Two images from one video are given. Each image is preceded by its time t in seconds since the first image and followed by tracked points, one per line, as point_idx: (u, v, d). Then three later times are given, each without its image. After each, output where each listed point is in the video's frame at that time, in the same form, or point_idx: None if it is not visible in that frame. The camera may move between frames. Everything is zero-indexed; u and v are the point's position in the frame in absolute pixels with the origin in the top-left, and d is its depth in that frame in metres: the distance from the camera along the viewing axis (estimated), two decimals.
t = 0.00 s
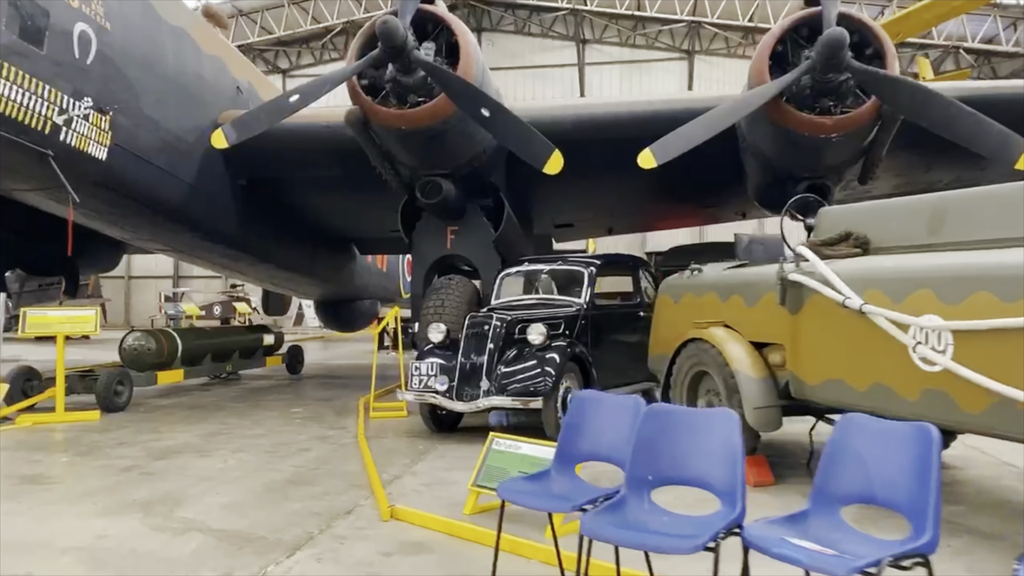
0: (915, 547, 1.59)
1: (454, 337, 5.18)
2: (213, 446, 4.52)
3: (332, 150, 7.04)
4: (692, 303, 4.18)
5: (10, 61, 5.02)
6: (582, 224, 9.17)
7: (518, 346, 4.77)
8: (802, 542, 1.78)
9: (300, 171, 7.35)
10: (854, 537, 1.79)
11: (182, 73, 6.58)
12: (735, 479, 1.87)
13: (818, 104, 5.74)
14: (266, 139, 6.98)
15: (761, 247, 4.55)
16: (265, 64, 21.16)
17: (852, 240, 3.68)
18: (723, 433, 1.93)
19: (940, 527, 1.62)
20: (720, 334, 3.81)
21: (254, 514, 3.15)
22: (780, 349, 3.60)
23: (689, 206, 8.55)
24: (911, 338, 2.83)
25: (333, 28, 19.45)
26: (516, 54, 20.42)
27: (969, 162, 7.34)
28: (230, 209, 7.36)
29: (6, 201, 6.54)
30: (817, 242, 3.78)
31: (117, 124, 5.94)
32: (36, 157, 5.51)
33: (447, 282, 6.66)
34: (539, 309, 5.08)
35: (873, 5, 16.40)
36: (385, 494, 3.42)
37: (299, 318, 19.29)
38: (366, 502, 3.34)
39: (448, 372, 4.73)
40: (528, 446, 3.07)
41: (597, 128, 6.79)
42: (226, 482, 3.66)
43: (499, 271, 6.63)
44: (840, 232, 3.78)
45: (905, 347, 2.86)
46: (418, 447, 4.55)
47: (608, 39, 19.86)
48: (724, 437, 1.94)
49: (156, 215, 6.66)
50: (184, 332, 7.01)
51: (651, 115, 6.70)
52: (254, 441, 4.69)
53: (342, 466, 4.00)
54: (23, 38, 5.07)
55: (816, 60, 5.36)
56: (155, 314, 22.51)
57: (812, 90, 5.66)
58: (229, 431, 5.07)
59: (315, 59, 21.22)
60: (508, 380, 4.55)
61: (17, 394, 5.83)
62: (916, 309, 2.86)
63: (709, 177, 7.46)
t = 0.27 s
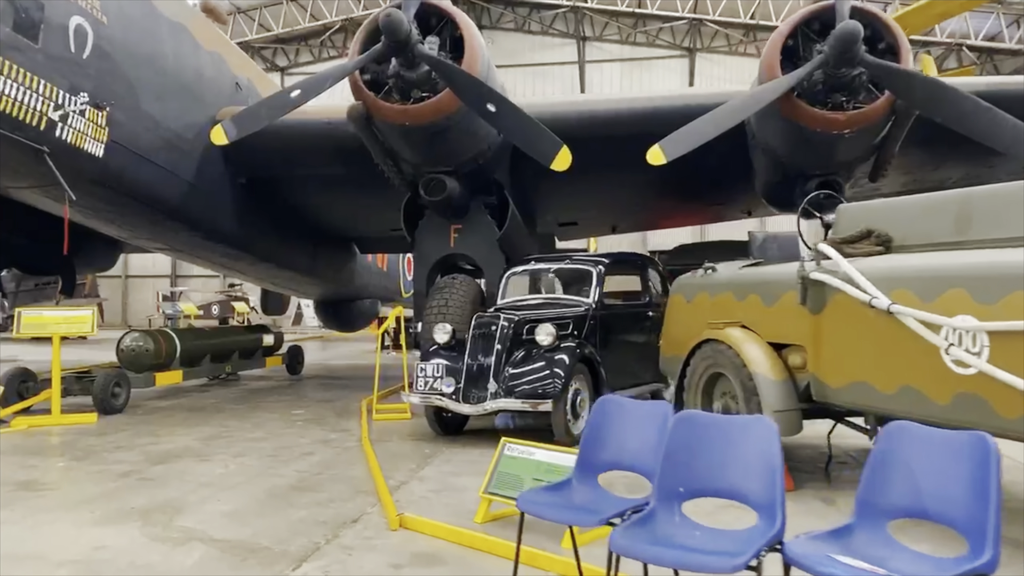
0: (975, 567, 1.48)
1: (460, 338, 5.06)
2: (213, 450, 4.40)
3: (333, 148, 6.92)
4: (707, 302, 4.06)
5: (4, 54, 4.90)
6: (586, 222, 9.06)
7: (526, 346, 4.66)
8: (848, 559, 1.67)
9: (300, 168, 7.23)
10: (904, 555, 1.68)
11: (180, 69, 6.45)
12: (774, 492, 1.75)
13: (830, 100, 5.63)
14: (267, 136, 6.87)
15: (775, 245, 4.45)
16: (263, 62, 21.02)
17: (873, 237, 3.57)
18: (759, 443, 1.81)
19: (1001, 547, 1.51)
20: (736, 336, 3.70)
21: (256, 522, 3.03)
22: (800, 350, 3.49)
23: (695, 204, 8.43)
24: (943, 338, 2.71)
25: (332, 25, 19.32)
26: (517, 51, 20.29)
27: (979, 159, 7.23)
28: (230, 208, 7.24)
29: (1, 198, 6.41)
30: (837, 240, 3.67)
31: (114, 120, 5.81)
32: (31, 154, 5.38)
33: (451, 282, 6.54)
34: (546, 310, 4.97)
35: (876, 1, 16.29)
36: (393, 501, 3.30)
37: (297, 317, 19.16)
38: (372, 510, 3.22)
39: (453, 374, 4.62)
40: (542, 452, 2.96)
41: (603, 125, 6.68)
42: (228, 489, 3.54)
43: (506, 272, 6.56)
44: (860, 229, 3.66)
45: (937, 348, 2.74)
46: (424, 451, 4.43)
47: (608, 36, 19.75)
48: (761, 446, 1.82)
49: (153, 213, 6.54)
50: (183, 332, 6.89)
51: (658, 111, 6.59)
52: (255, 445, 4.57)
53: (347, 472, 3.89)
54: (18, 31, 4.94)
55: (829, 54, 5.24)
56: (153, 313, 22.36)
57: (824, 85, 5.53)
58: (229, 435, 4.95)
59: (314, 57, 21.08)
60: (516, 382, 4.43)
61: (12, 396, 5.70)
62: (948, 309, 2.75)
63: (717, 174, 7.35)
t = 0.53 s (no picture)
0: None
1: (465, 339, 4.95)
2: (213, 455, 4.28)
3: (332, 145, 6.80)
4: (721, 302, 3.96)
5: None
6: (589, 222, 8.96)
7: (534, 348, 4.54)
8: None
9: (300, 166, 7.11)
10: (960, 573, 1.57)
11: (178, 64, 6.33)
12: (815, 504, 1.64)
13: (840, 96, 5.51)
14: (265, 133, 6.75)
15: (789, 243, 4.32)
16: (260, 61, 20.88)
17: (895, 236, 3.46)
18: (799, 451, 1.71)
19: None
20: (753, 337, 3.61)
21: (259, 532, 2.92)
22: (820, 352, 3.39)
23: (699, 202, 8.33)
24: (976, 339, 2.60)
25: (330, 24, 19.19)
26: (515, 50, 20.18)
27: (989, 156, 7.13)
28: (228, 206, 7.12)
29: None
30: (857, 238, 3.57)
31: (110, 117, 5.68)
32: (25, 151, 5.25)
33: (453, 281, 6.44)
34: (554, 310, 4.87)
35: None
36: (400, 508, 3.19)
37: (295, 317, 19.03)
38: (379, 518, 3.11)
39: (459, 376, 4.49)
40: (558, 458, 2.84)
41: (608, 122, 6.57)
42: (229, 496, 3.43)
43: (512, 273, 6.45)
44: (881, 227, 3.56)
45: (968, 350, 2.63)
46: (430, 455, 4.32)
47: (607, 35, 19.66)
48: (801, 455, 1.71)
49: (151, 212, 6.41)
50: (180, 334, 6.77)
51: (664, 108, 6.48)
52: (256, 450, 4.46)
53: (351, 477, 3.78)
54: (11, 25, 4.82)
55: (841, 49, 5.13)
56: (149, 313, 22.20)
57: (835, 81, 5.42)
58: (229, 439, 4.83)
59: (311, 56, 20.93)
60: (524, 384, 4.33)
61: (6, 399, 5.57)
62: (982, 309, 2.65)
63: (723, 173, 7.25)
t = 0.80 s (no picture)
0: None
1: (469, 340, 4.83)
2: (210, 461, 4.16)
3: (331, 141, 6.69)
4: (734, 303, 3.85)
5: None
6: (590, 220, 8.85)
7: (541, 349, 4.43)
8: None
9: (298, 164, 6.99)
10: None
11: (173, 59, 6.20)
12: (866, 520, 1.56)
13: (850, 92, 5.41)
14: (262, 130, 6.62)
15: (803, 241, 4.23)
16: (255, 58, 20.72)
17: (915, 233, 3.36)
18: (846, 462, 1.62)
19: None
20: (769, 338, 3.51)
21: (261, 541, 2.80)
22: (840, 354, 3.29)
23: (702, 201, 8.23)
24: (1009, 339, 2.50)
25: (326, 22, 19.05)
26: (512, 48, 20.07)
27: (996, 154, 7.04)
28: (225, 205, 6.99)
29: None
30: (876, 236, 3.46)
31: (104, 113, 5.55)
32: (17, 147, 5.12)
33: (455, 281, 6.32)
34: (560, 310, 4.76)
35: None
36: (407, 516, 3.08)
37: (290, 317, 18.86)
38: (386, 527, 2.99)
39: (464, 378, 4.38)
40: (574, 465, 2.72)
41: (612, 119, 6.46)
42: (229, 503, 3.30)
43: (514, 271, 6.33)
44: (900, 224, 3.45)
45: (1002, 352, 2.54)
46: (434, 459, 4.21)
47: (605, 33, 19.55)
48: (850, 465, 1.61)
49: (146, 210, 6.28)
50: (176, 334, 6.64)
51: (669, 105, 6.39)
52: (256, 454, 4.34)
53: (355, 483, 3.66)
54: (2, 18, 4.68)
55: (852, 44, 5.03)
56: (143, 314, 22.02)
57: (845, 76, 5.33)
58: (227, 442, 4.71)
59: (307, 53, 20.78)
60: (531, 386, 4.21)
61: None
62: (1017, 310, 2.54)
63: (726, 171, 7.15)
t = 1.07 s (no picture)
0: None
1: (472, 341, 4.72)
2: (207, 466, 4.03)
3: (328, 139, 6.56)
4: (748, 303, 3.75)
5: None
6: (589, 219, 8.75)
7: (546, 351, 4.32)
8: None
9: (294, 162, 6.86)
10: None
11: (166, 55, 6.07)
12: (919, 536, 1.44)
13: (858, 88, 5.31)
14: (257, 127, 6.50)
15: (814, 240, 4.14)
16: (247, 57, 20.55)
17: (936, 230, 3.26)
18: (896, 474, 1.50)
19: None
20: (785, 339, 3.41)
21: (263, 553, 2.68)
22: (860, 355, 3.19)
23: (703, 199, 8.13)
24: None
25: (318, 20, 18.90)
26: (506, 47, 19.96)
27: (1000, 152, 6.97)
28: (219, 203, 6.86)
29: None
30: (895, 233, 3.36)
31: (96, 109, 5.41)
32: (6, 144, 4.98)
33: (454, 281, 6.21)
34: (565, 310, 4.65)
35: None
36: (414, 525, 2.96)
37: (282, 318, 18.71)
38: (392, 537, 2.87)
39: (467, 381, 4.27)
40: (588, 472, 2.62)
41: (614, 116, 6.36)
42: (227, 512, 3.18)
43: (514, 270, 6.22)
44: (920, 221, 3.35)
45: None
46: (438, 464, 4.09)
47: (599, 32, 19.47)
48: (901, 477, 1.49)
49: (139, 209, 6.14)
50: (169, 335, 6.50)
51: (671, 102, 6.30)
52: (253, 459, 4.21)
53: (357, 490, 3.54)
54: None
55: (862, 39, 4.93)
56: (133, 314, 21.82)
57: (853, 72, 5.24)
58: (223, 447, 4.58)
59: (300, 52, 20.63)
60: (537, 389, 4.10)
61: None
62: None
63: (729, 169, 7.06)
